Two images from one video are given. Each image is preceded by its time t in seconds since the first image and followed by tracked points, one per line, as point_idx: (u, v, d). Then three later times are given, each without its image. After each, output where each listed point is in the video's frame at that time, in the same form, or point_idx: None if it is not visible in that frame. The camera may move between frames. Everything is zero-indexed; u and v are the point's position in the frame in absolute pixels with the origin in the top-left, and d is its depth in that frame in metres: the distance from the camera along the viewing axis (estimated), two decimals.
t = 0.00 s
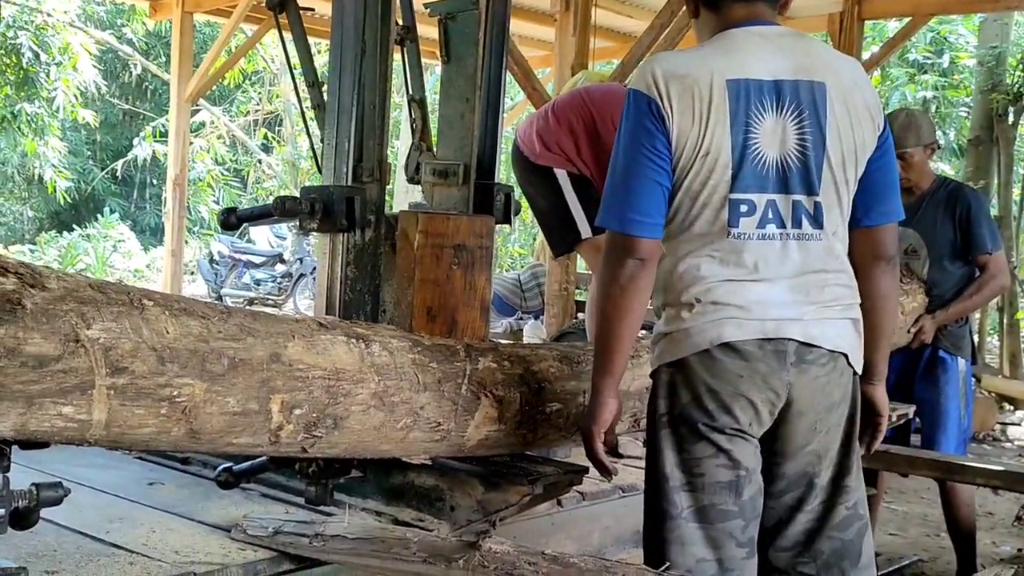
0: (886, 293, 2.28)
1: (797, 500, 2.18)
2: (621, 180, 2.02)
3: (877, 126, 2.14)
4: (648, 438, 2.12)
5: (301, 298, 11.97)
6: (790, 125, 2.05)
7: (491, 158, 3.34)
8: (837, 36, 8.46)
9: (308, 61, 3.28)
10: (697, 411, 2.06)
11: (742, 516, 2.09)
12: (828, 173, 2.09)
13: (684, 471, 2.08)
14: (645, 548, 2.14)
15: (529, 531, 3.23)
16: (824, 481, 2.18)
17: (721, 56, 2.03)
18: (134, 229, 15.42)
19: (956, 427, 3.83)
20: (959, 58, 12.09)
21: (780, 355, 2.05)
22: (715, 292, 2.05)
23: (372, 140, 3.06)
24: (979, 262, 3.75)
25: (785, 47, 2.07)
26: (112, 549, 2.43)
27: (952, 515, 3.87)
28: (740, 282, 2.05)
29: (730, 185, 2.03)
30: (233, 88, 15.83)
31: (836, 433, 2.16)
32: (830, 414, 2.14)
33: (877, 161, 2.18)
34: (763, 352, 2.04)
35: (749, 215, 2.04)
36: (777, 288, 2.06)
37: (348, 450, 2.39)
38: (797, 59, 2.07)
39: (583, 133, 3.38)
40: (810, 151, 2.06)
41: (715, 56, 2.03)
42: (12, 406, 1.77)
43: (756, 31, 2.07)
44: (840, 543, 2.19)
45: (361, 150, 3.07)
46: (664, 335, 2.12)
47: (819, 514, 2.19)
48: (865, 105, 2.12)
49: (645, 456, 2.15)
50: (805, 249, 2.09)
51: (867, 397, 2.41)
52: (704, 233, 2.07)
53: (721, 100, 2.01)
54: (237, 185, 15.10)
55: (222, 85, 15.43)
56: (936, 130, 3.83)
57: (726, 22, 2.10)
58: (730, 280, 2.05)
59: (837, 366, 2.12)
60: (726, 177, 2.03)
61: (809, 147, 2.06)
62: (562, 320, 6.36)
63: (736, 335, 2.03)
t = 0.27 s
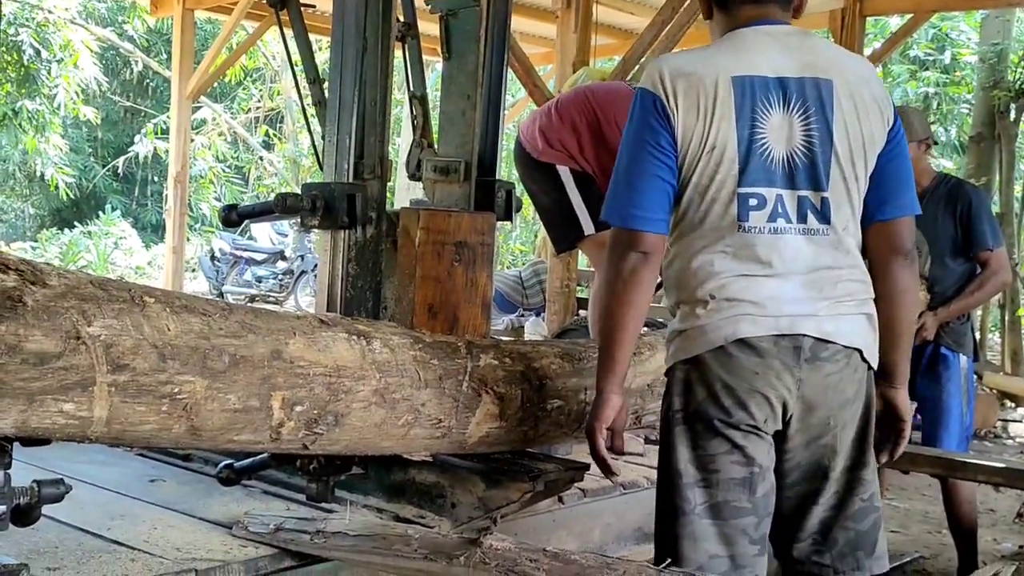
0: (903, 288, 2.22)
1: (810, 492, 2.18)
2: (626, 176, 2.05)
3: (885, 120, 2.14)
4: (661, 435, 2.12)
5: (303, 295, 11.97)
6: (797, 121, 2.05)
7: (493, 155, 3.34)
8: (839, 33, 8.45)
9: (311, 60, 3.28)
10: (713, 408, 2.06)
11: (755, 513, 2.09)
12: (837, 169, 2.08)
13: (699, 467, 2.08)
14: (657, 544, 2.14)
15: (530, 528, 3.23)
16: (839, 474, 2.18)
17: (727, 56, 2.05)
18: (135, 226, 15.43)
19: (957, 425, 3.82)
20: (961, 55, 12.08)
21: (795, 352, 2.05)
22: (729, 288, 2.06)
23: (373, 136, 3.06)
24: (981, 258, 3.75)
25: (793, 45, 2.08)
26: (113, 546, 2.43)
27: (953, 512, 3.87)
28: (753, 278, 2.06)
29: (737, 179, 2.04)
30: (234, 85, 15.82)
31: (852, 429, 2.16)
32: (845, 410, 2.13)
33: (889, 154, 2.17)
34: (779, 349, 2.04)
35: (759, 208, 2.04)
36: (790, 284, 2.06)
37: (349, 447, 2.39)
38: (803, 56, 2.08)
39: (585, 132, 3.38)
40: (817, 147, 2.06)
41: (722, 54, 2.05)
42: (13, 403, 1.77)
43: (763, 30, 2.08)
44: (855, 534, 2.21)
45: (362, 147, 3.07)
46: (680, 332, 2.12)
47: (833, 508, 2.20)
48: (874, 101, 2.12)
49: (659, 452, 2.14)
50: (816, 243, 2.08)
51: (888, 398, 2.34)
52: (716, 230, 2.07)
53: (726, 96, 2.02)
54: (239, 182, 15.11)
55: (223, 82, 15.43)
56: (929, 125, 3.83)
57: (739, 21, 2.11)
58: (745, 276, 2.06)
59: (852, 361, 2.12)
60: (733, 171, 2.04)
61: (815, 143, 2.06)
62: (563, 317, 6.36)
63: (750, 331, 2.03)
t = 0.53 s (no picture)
0: (928, 301, 2.26)
1: (842, 498, 2.18)
2: (663, 169, 2.06)
3: (918, 139, 2.19)
4: (681, 431, 2.13)
5: (303, 292, 11.96)
6: (833, 131, 2.08)
7: (492, 154, 3.34)
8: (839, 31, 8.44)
9: (310, 58, 3.28)
10: (735, 404, 2.07)
11: (771, 508, 2.09)
12: (868, 179, 2.12)
13: (718, 462, 2.08)
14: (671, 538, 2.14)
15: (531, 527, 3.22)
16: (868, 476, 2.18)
17: (771, 63, 2.08)
18: (136, 224, 15.44)
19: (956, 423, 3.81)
20: (961, 53, 12.09)
21: (817, 352, 2.07)
22: (754, 291, 2.08)
23: (373, 134, 3.07)
24: (980, 256, 3.76)
25: (834, 59, 2.12)
26: (113, 544, 2.43)
27: (953, 510, 3.87)
28: (777, 281, 2.08)
29: (771, 184, 2.07)
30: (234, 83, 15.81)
31: (878, 431, 2.17)
32: (869, 408, 2.14)
33: (919, 171, 2.22)
34: (801, 349, 2.06)
35: (788, 213, 2.07)
36: (814, 288, 2.08)
37: (350, 445, 2.40)
38: (844, 70, 2.11)
39: (583, 126, 3.43)
40: (850, 157, 2.10)
41: (765, 62, 2.08)
42: (13, 401, 1.77)
43: (808, 44, 2.12)
44: (884, 541, 2.19)
45: (362, 145, 3.07)
46: (705, 332, 2.14)
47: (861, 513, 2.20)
48: (906, 118, 2.17)
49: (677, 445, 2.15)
50: (842, 249, 2.11)
51: (918, 417, 2.36)
52: (747, 235, 2.09)
53: (766, 103, 2.05)
54: (240, 180, 15.12)
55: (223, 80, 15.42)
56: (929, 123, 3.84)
57: (782, 35, 2.14)
58: (771, 280, 2.08)
59: (873, 362, 2.13)
60: (767, 176, 2.07)
61: (849, 152, 2.09)
62: (563, 315, 6.37)
63: (774, 332, 2.05)
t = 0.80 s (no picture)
0: (968, 309, 2.35)
1: (875, 480, 2.28)
2: (713, 171, 2.21)
3: (962, 150, 2.25)
4: (718, 424, 2.27)
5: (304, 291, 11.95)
6: (875, 139, 2.17)
7: (493, 154, 3.35)
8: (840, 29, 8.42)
9: (311, 57, 3.29)
10: (775, 402, 2.21)
11: (789, 499, 2.22)
12: (908, 184, 2.20)
13: (747, 453, 2.22)
14: (697, 522, 2.29)
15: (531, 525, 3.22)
16: (900, 463, 2.28)
17: (818, 71, 2.19)
18: (137, 222, 15.46)
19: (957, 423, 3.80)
20: (962, 51, 12.06)
21: (856, 349, 2.18)
22: (796, 290, 2.20)
23: (373, 133, 3.06)
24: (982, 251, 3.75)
25: (881, 69, 2.21)
26: (115, 543, 2.44)
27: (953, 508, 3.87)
28: (818, 281, 2.19)
29: (811, 188, 2.18)
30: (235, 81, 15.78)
31: (916, 422, 2.28)
32: (905, 401, 2.25)
33: (966, 180, 2.29)
34: (840, 347, 2.17)
35: (827, 216, 2.18)
36: (853, 288, 2.19)
37: (350, 444, 2.40)
38: (889, 80, 2.20)
39: (579, 128, 3.73)
40: (892, 164, 2.18)
41: (812, 70, 2.18)
42: (13, 400, 1.77)
43: (859, 54, 2.21)
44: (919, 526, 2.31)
45: (363, 144, 3.07)
46: (750, 329, 2.27)
47: (894, 494, 2.29)
48: (951, 128, 2.23)
49: (713, 440, 2.29)
50: (881, 251, 2.21)
51: (949, 404, 2.46)
52: (790, 238, 2.21)
53: (809, 109, 2.16)
54: (240, 178, 15.12)
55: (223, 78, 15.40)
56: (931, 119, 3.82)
57: (838, 43, 2.24)
58: (812, 281, 2.20)
59: (910, 359, 2.24)
60: (807, 181, 2.18)
61: (890, 158, 2.18)
62: (564, 314, 6.38)
63: (814, 331, 2.17)
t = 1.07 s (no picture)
0: (1003, 307, 2.37)
1: (875, 471, 2.31)
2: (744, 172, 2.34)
3: (984, 152, 2.28)
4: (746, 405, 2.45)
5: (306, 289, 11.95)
6: (894, 140, 2.24)
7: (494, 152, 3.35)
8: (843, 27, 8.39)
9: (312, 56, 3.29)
10: (784, 387, 2.34)
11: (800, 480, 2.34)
12: (926, 184, 2.25)
13: (763, 433, 2.38)
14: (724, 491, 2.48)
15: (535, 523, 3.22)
16: (903, 459, 2.31)
17: (842, 75, 2.26)
18: (140, 221, 15.53)
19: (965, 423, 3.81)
20: (965, 49, 12.04)
21: (857, 344, 2.26)
22: (807, 283, 2.30)
23: (375, 133, 3.06)
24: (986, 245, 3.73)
25: (904, 72, 2.26)
26: (119, 540, 2.44)
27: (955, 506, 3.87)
28: (829, 276, 2.28)
29: (828, 186, 2.26)
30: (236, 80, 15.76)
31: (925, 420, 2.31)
32: (908, 398, 2.29)
33: (995, 180, 2.32)
34: (842, 342, 2.26)
35: (842, 213, 2.26)
36: (864, 284, 2.27)
37: (352, 442, 2.41)
38: (912, 83, 2.25)
39: (572, 130, 3.90)
40: (910, 163, 2.24)
41: (836, 74, 2.27)
42: (17, 398, 1.78)
43: (885, 59, 2.28)
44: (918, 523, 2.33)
45: (365, 143, 3.08)
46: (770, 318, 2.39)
47: (897, 489, 2.32)
48: (974, 129, 2.27)
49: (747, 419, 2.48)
50: (896, 250, 2.27)
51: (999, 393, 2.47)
52: (808, 233, 2.30)
53: (829, 111, 2.24)
54: (243, 177, 15.13)
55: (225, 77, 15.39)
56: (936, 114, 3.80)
57: (869, 48, 2.32)
58: (823, 275, 2.29)
59: (914, 358, 2.28)
60: (825, 180, 2.26)
61: (908, 158, 2.24)
62: (566, 312, 6.38)
63: (819, 324, 2.27)
